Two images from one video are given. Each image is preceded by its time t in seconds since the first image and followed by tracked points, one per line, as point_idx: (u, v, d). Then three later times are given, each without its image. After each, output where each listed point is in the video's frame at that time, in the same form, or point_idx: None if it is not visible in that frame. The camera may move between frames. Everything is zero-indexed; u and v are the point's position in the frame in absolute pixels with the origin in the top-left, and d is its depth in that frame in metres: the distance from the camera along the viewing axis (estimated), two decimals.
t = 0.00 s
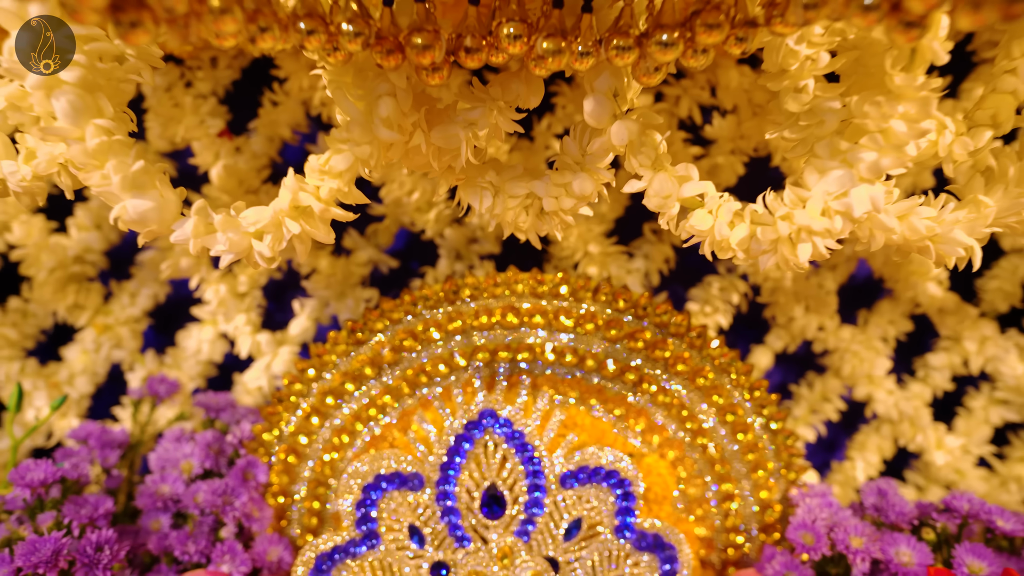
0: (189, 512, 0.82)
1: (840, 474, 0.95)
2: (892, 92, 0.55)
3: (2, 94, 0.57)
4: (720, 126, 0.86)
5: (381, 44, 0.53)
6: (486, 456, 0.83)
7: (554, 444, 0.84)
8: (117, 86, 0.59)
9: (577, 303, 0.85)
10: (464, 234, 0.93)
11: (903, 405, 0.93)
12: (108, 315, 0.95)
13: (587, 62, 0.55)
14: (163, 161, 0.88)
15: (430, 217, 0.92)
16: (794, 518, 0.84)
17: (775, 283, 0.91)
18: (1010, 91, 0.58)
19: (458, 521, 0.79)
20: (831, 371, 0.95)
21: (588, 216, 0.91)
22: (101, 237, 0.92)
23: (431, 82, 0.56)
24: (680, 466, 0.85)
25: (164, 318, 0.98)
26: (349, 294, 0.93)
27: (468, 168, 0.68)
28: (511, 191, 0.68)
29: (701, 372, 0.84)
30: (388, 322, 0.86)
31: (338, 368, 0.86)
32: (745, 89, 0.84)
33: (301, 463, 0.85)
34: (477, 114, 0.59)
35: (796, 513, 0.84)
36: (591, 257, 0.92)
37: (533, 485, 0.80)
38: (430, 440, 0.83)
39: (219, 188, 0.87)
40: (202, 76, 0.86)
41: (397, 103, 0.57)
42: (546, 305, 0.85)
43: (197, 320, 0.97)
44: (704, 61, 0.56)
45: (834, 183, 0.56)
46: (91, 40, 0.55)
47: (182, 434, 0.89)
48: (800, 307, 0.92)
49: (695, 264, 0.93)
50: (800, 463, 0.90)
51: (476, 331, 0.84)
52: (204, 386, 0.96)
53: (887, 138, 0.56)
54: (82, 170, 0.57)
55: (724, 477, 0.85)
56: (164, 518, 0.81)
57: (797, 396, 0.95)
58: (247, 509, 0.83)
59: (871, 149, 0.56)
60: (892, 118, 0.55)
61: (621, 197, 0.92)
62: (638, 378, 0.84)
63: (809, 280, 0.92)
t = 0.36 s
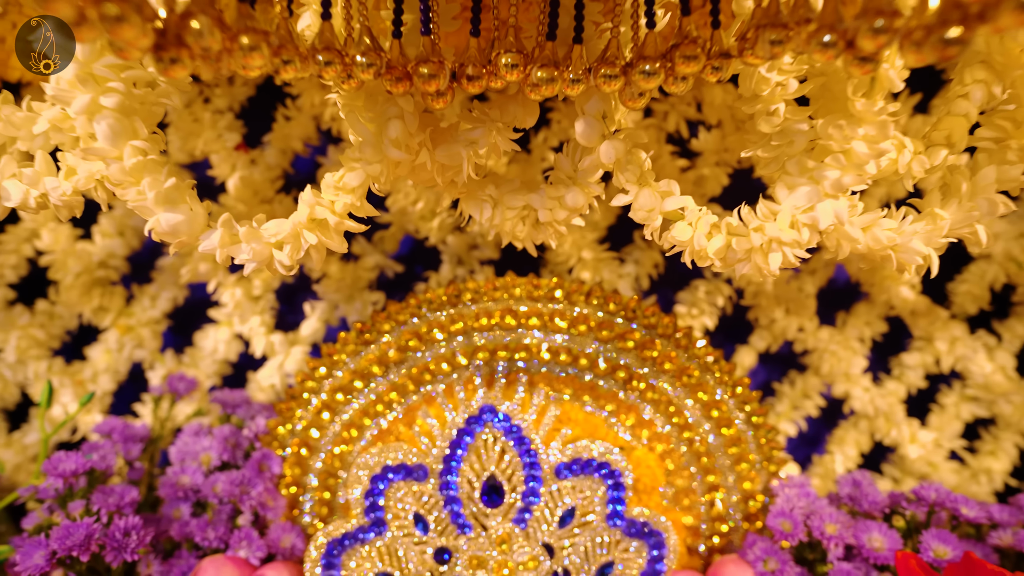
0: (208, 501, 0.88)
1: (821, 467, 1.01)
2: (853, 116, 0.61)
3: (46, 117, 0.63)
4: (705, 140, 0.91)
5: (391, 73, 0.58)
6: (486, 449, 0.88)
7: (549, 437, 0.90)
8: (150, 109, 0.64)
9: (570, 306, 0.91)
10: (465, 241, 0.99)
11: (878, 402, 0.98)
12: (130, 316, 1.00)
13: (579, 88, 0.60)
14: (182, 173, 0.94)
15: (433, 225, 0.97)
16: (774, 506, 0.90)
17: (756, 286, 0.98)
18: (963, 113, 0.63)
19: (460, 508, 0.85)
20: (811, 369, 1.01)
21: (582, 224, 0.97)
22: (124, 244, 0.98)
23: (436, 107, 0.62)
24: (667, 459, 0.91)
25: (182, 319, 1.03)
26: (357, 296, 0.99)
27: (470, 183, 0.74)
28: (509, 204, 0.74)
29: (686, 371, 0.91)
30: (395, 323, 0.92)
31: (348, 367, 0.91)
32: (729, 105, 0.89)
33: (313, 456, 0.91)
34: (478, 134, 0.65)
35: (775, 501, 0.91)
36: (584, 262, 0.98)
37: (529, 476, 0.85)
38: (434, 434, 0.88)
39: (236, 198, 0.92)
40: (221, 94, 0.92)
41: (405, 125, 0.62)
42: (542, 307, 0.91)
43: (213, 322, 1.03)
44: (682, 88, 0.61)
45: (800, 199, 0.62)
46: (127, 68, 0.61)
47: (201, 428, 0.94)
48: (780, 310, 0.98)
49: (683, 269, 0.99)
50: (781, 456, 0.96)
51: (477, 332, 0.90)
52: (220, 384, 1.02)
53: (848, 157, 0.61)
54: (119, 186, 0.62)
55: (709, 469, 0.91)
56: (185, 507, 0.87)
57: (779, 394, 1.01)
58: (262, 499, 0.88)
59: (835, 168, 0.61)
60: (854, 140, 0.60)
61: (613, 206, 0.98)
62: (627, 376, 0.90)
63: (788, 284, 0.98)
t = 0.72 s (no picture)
0: (229, 488, 0.95)
1: (802, 459, 1.07)
2: (818, 137, 0.67)
3: (88, 137, 0.70)
4: (691, 152, 0.97)
5: (401, 98, 0.65)
6: (486, 440, 0.94)
7: (545, 429, 0.96)
8: (184, 130, 0.71)
9: (566, 307, 0.98)
10: (467, 246, 1.06)
11: (854, 397, 1.05)
12: (153, 317, 1.07)
13: (570, 111, 0.66)
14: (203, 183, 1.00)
15: (437, 232, 1.03)
16: (755, 494, 0.97)
17: (740, 289, 1.04)
18: (919, 134, 0.70)
19: (462, 494, 0.92)
20: (791, 367, 1.07)
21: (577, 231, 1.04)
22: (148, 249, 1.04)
23: (442, 128, 0.68)
24: (656, 451, 0.97)
25: (202, 320, 1.11)
26: (366, 298, 1.06)
27: (472, 196, 0.80)
28: (508, 213, 0.81)
29: (674, 368, 0.97)
30: (402, 323, 0.99)
31: (358, 364, 0.98)
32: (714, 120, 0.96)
33: (325, 447, 0.97)
34: (479, 151, 0.72)
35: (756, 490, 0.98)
36: (578, 266, 1.04)
37: (527, 465, 0.91)
38: (438, 425, 0.96)
39: (253, 207, 0.98)
40: (239, 109, 0.99)
41: (413, 144, 0.69)
42: (539, 309, 0.97)
43: (231, 322, 1.10)
44: (664, 111, 0.67)
45: (770, 212, 0.68)
46: (162, 92, 0.68)
47: (220, 422, 1.01)
48: (761, 312, 1.05)
49: (670, 273, 1.06)
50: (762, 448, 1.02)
51: (478, 331, 0.97)
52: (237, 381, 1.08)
53: (813, 174, 0.68)
54: (155, 200, 0.69)
55: (696, 459, 0.96)
56: (207, 494, 0.94)
57: (762, 390, 1.07)
58: (278, 487, 0.95)
59: (801, 184, 0.68)
60: (818, 158, 0.67)
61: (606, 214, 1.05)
62: (616, 373, 0.97)
63: (769, 287, 1.04)
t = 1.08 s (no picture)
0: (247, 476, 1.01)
1: (784, 450, 1.14)
2: (790, 152, 0.74)
3: (124, 152, 0.77)
4: (680, 162, 1.04)
5: (410, 117, 0.71)
6: (487, 431, 1.01)
7: (543, 421, 1.03)
8: (211, 145, 0.78)
9: (561, 306, 1.05)
10: (470, 250, 1.13)
11: (833, 391, 1.12)
12: (174, 316, 1.14)
13: (565, 129, 0.72)
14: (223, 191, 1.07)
15: (442, 236, 1.11)
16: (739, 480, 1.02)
17: (725, 290, 1.11)
18: (884, 148, 0.77)
19: (465, 481, 0.98)
20: (774, 363, 1.14)
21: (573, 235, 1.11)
22: (170, 252, 1.11)
23: (447, 144, 0.75)
24: (647, 441, 1.04)
25: (218, 319, 1.17)
26: (375, 299, 1.13)
27: (474, 204, 0.87)
28: (508, 220, 0.88)
29: (662, 364, 1.04)
30: (409, 321, 1.06)
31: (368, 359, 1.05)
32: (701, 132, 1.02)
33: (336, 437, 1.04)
34: (481, 164, 0.79)
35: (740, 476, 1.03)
36: (574, 269, 1.11)
37: (526, 453, 0.98)
38: (442, 417, 1.02)
39: (269, 213, 1.05)
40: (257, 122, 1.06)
41: (421, 158, 0.76)
42: (536, 308, 1.04)
43: (246, 321, 1.17)
44: (650, 129, 0.74)
45: (746, 220, 0.75)
46: (191, 111, 0.74)
47: (237, 415, 1.08)
48: (745, 311, 1.11)
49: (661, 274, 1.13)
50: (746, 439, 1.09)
51: (480, 329, 1.04)
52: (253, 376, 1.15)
53: (784, 186, 0.75)
54: (186, 209, 0.76)
55: (684, 449, 1.03)
56: (226, 481, 1.00)
57: (747, 384, 1.14)
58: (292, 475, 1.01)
59: (775, 195, 0.75)
60: (790, 171, 0.74)
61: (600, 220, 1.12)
62: (609, 368, 1.04)
63: (752, 288, 1.11)
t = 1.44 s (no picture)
0: (265, 463, 1.09)
1: (769, 440, 1.20)
2: (765, 163, 0.81)
3: (158, 163, 0.84)
4: (669, 170, 1.10)
5: (419, 132, 0.78)
6: (489, 421, 1.08)
7: (541, 411, 1.10)
8: (237, 157, 0.86)
9: (558, 304, 1.12)
10: (472, 252, 1.21)
11: (814, 384, 1.19)
12: (194, 314, 1.21)
13: (560, 143, 0.79)
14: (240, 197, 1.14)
15: (446, 239, 1.18)
16: (724, 468, 1.09)
17: (712, 290, 1.18)
18: (852, 160, 0.84)
19: (467, 466, 1.05)
20: (759, 358, 1.21)
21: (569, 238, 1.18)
22: (190, 253, 1.19)
23: (452, 156, 0.81)
24: (638, 431, 1.11)
25: (235, 316, 1.24)
26: (383, 298, 1.20)
27: (477, 210, 0.94)
28: (507, 225, 0.95)
29: (652, 358, 1.12)
30: (416, 318, 1.13)
31: (378, 354, 1.12)
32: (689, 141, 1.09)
33: (346, 431, 1.10)
34: (484, 174, 0.86)
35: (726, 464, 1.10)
36: (569, 270, 1.18)
37: (524, 440, 1.05)
38: (448, 408, 1.09)
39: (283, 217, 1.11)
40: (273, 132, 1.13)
41: (429, 168, 0.83)
42: (535, 306, 1.11)
43: (262, 319, 1.24)
44: (638, 142, 0.80)
45: (725, 226, 0.83)
46: (219, 126, 0.82)
47: (254, 406, 1.15)
48: (730, 309, 1.18)
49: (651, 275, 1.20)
50: (731, 429, 1.16)
51: (482, 326, 1.11)
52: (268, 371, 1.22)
53: (760, 195, 0.82)
54: (214, 216, 0.83)
55: (673, 439, 1.10)
56: (246, 467, 1.08)
57: (734, 378, 1.21)
58: (306, 462, 1.08)
59: (751, 203, 0.82)
60: (765, 181, 0.81)
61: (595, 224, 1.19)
62: (602, 363, 1.11)
63: (737, 288, 1.18)
